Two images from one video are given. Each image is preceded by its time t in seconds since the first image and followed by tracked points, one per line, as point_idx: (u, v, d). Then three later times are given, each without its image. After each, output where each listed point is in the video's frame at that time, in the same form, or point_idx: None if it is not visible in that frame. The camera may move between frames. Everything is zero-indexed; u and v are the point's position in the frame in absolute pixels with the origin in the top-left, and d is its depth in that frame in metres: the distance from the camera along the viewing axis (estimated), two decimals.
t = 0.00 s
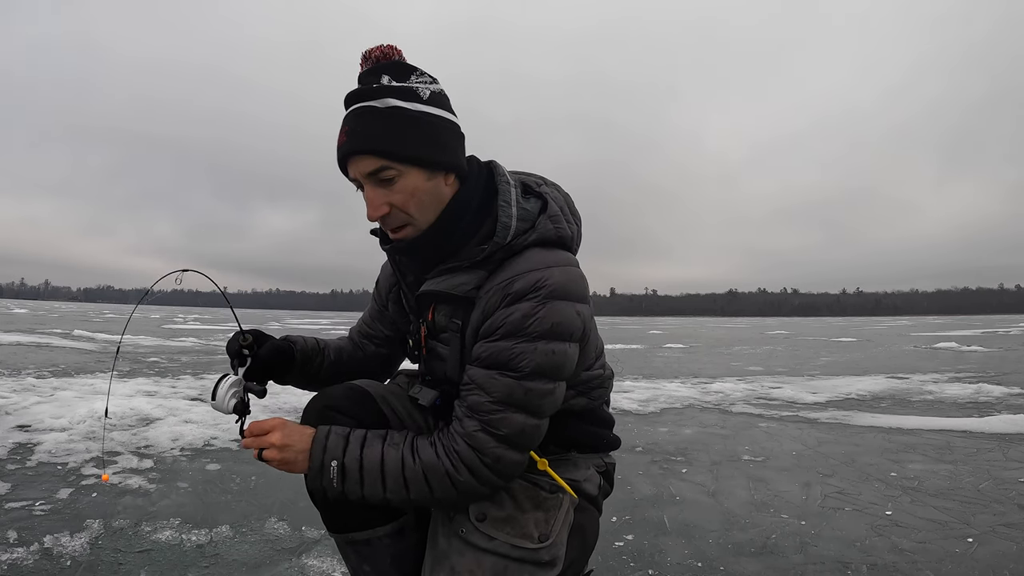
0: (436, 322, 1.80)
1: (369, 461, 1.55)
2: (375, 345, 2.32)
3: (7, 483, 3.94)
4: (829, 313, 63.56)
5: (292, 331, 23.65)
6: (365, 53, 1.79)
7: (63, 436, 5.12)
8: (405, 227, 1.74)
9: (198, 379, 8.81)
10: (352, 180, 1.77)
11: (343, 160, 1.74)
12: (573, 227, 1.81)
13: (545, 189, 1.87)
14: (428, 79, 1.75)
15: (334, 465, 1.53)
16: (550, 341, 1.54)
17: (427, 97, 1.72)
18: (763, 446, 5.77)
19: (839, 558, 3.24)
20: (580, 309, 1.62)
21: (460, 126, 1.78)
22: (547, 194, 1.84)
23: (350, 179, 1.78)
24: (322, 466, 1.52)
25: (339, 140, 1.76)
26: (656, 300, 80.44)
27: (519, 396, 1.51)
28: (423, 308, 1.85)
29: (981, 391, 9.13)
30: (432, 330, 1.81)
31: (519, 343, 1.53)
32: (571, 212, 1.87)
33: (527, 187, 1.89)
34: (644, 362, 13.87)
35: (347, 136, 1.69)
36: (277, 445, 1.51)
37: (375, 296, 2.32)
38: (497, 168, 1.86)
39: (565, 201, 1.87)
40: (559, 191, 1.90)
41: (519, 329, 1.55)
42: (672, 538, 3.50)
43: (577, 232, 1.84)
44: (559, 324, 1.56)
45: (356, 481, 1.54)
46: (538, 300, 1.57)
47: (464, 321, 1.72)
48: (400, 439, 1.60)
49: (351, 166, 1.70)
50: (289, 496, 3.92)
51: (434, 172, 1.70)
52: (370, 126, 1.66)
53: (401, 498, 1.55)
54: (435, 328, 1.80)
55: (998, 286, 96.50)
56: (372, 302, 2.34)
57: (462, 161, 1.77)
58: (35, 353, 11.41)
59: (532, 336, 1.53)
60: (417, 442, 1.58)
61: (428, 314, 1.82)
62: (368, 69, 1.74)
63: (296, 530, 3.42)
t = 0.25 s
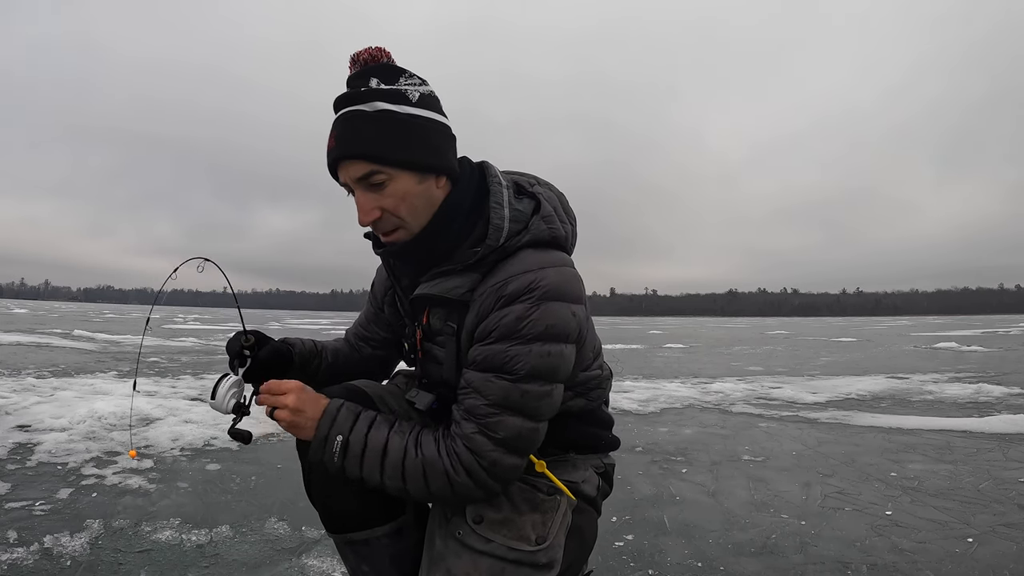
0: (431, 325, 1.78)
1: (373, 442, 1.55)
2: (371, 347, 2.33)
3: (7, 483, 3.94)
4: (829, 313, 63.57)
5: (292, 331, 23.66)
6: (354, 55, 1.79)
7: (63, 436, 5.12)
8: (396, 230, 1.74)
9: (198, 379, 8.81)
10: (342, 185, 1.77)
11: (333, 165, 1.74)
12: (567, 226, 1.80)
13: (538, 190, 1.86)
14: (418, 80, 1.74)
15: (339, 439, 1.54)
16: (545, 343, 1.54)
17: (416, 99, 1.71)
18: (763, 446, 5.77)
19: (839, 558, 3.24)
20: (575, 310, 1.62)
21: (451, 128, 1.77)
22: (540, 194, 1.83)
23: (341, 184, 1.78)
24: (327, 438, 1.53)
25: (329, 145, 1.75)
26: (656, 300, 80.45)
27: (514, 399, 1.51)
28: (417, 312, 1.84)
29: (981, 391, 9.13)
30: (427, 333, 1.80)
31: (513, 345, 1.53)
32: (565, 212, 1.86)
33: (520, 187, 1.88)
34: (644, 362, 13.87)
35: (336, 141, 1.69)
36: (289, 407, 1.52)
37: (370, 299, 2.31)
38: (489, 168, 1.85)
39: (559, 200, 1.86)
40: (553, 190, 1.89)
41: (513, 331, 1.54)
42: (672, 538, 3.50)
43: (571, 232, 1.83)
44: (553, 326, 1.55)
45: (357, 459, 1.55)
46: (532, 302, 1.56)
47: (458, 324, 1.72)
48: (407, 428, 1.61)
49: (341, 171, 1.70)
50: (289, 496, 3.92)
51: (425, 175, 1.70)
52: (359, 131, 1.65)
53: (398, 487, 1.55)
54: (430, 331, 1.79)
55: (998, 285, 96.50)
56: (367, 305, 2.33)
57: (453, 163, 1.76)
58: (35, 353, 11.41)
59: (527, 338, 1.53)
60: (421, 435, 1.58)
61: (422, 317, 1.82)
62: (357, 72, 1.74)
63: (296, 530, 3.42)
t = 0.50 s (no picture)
0: (428, 327, 1.78)
1: (370, 448, 1.55)
2: (371, 349, 2.33)
3: (7, 483, 3.94)
4: (829, 313, 63.59)
5: (292, 331, 23.65)
6: (351, 57, 1.79)
7: (63, 436, 5.12)
8: (394, 232, 1.74)
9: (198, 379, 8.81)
10: (340, 187, 1.77)
11: (330, 168, 1.75)
12: (564, 227, 1.79)
13: (536, 190, 1.84)
14: (416, 82, 1.74)
15: (336, 446, 1.54)
16: (543, 346, 1.54)
17: (414, 101, 1.71)
18: (763, 446, 5.77)
19: (839, 558, 3.24)
20: (573, 312, 1.62)
21: (448, 129, 1.77)
22: (537, 195, 1.82)
23: (338, 186, 1.78)
24: (325, 444, 1.52)
25: (326, 147, 1.75)
26: (656, 300, 80.45)
27: (511, 402, 1.51)
28: (414, 314, 1.84)
29: (981, 391, 9.13)
30: (424, 335, 1.80)
31: (511, 349, 1.53)
32: (562, 212, 1.85)
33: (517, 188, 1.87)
34: (644, 362, 13.87)
35: (333, 143, 1.69)
36: (284, 411, 1.50)
37: (369, 301, 2.31)
38: (486, 169, 1.85)
39: (556, 200, 1.85)
40: (551, 189, 1.88)
41: (511, 335, 1.54)
42: (672, 538, 3.50)
43: (569, 233, 1.82)
44: (551, 329, 1.55)
45: (356, 465, 1.54)
46: (530, 305, 1.56)
47: (455, 327, 1.72)
48: (404, 430, 1.61)
49: (338, 173, 1.70)
50: (290, 496, 3.92)
51: (422, 176, 1.70)
52: (357, 133, 1.65)
53: (398, 490, 1.55)
54: (427, 333, 1.80)
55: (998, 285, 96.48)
56: (366, 307, 2.33)
57: (450, 164, 1.76)
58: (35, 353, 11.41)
59: (524, 342, 1.53)
60: (420, 436, 1.59)
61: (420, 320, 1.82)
62: (354, 74, 1.74)
63: (296, 530, 3.42)
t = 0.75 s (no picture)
0: (425, 332, 1.78)
1: (364, 483, 1.54)
2: (368, 353, 2.33)
3: (7, 483, 3.94)
4: (828, 313, 63.60)
5: (292, 331, 23.71)
6: (346, 61, 1.77)
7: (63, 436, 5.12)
8: (390, 238, 1.72)
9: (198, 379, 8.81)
10: (335, 193, 1.76)
11: (326, 173, 1.74)
12: (561, 229, 1.78)
13: (533, 192, 1.83)
14: (411, 86, 1.73)
15: (329, 489, 1.52)
16: (541, 351, 1.54)
17: (409, 106, 1.69)
18: (763, 446, 5.77)
19: (839, 558, 3.24)
20: (570, 317, 1.61)
21: (444, 133, 1.76)
22: (533, 198, 1.80)
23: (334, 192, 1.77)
24: (317, 491, 1.50)
25: (321, 153, 1.75)
26: (656, 300, 80.46)
27: (509, 408, 1.51)
28: (411, 319, 1.84)
29: (981, 391, 9.13)
30: (422, 340, 1.80)
31: (509, 355, 1.53)
32: (559, 214, 1.84)
33: (513, 190, 1.85)
34: (644, 362, 13.88)
35: (328, 149, 1.68)
36: (265, 473, 1.47)
37: (366, 304, 2.31)
38: (482, 172, 1.84)
39: (552, 202, 1.84)
40: (547, 191, 1.87)
41: (508, 341, 1.54)
42: (672, 538, 3.50)
43: (567, 235, 1.81)
44: (549, 335, 1.55)
45: (354, 503, 1.54)
46: (527, 311, 1.56)
47: (453, 332, 1.71)
48: (393, 456, 1.60)
49: (334, 179, 1.69)
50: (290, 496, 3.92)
51: (418, 182, 1.69)
52: (352, 139, 1.64)
53: (400, 515, 1.56)
54: (424, 338, 1.79)
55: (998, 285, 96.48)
56: (363, 310, 2.32)
57: (446, 169, 1.75)
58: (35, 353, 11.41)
59: (521, 348, 1.53)
60: (412, 459, 1.58)
61: (417, 325, 1.81)
62: (349, 79, 1.73)
63: (296, 530, 3.42)
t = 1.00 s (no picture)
0: (421, 337, 1.78)
1: (365, 473, 1.56)
2: (366, 356, 2.33)
3: (7, 483, 3.94)
4: (829, 313, 63.60)
5: (292, 331, 23.70)
6: (335, 66, 1.76)
7: (63, 436, 5.12)
8: (382, 241, 1.73)
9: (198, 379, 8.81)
10: (327, 199, 1.76)
11: (317, 179, 1.74)
12: (554, 231, 1.77)
13: (525, 193, 1.82)
14: (400, 90, 1.72)
15: (332, 473, 1.55)
16: (536, 355, 1.53)
17: (399, 109, 1.69)
18: (763, 446, 5.77)
19: (839, 558, 3.24)
20: (565, 319, 1.61)
21: (435, 137, 1.75)
22: (526, 200, 1.79)
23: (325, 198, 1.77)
24: (321, 472, 1.54)
25: (312, 158, 1.74)
26: (656, 300, 80.47)
27: (506, 413, 1.51)
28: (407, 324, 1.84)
29: (981, 391, 9.13)
30: (418, 344, 1.80)
31: (504, 360, 1.53)
32: (553, 215, 1.83)
33: (505, 192, 1.84)
34: (644, 362, 13.88)
35: (319, 156, 1.68)
36: (277, 448, 1.54)
37: (363, 307, 2.31)
38: (473, 174, 1.83)
39: (545, 203, 1.83)
40: (540, 191, 1.86)
41: (503, 346, 1.54)
42: (672, 538, 3.50)
43: (561, 236, 1.80)
44: (543, 339, 1.54)
45: (352, 491, 1.56)
46: (521, 316, 1.55)
47: (448, 336, 1.71)
48: (397, 453, 1.61)
49: (325, 185, 1.69)
50: (290, 496, 3.92)
51: (410, 186, 1.69)
52: (342, 145, 1.64)
53: (396, 512, 1.56)
54: (420, 342, 1.79)
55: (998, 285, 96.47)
56: (360, 313, 2.32)
57: (437, 172, 1.74)
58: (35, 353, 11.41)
59: (516, 353, 1.53)
60: (414, 457, 1.59)
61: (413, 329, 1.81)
62: (339, 83, 1.72)
63: (296, 530, 3.42)
